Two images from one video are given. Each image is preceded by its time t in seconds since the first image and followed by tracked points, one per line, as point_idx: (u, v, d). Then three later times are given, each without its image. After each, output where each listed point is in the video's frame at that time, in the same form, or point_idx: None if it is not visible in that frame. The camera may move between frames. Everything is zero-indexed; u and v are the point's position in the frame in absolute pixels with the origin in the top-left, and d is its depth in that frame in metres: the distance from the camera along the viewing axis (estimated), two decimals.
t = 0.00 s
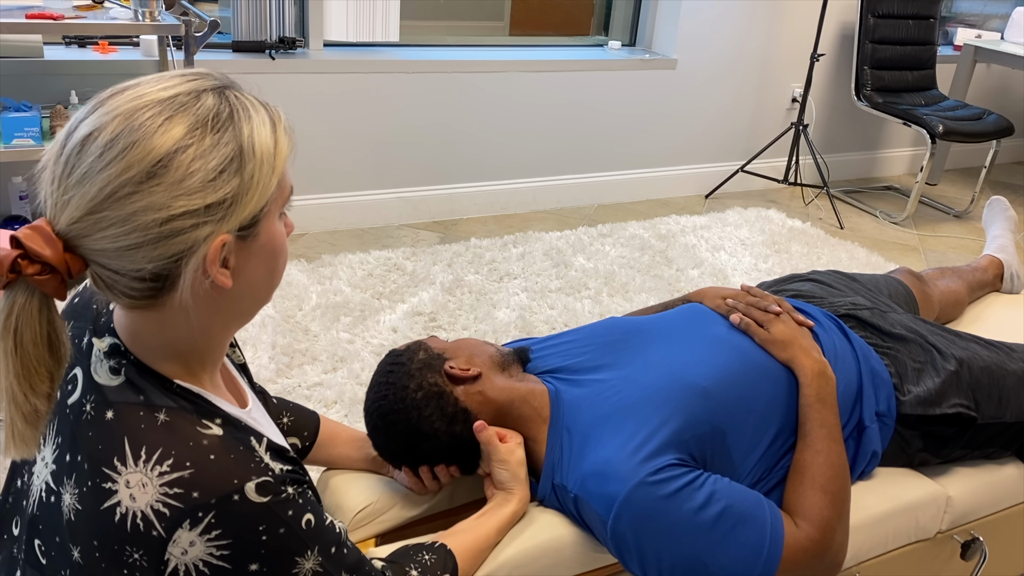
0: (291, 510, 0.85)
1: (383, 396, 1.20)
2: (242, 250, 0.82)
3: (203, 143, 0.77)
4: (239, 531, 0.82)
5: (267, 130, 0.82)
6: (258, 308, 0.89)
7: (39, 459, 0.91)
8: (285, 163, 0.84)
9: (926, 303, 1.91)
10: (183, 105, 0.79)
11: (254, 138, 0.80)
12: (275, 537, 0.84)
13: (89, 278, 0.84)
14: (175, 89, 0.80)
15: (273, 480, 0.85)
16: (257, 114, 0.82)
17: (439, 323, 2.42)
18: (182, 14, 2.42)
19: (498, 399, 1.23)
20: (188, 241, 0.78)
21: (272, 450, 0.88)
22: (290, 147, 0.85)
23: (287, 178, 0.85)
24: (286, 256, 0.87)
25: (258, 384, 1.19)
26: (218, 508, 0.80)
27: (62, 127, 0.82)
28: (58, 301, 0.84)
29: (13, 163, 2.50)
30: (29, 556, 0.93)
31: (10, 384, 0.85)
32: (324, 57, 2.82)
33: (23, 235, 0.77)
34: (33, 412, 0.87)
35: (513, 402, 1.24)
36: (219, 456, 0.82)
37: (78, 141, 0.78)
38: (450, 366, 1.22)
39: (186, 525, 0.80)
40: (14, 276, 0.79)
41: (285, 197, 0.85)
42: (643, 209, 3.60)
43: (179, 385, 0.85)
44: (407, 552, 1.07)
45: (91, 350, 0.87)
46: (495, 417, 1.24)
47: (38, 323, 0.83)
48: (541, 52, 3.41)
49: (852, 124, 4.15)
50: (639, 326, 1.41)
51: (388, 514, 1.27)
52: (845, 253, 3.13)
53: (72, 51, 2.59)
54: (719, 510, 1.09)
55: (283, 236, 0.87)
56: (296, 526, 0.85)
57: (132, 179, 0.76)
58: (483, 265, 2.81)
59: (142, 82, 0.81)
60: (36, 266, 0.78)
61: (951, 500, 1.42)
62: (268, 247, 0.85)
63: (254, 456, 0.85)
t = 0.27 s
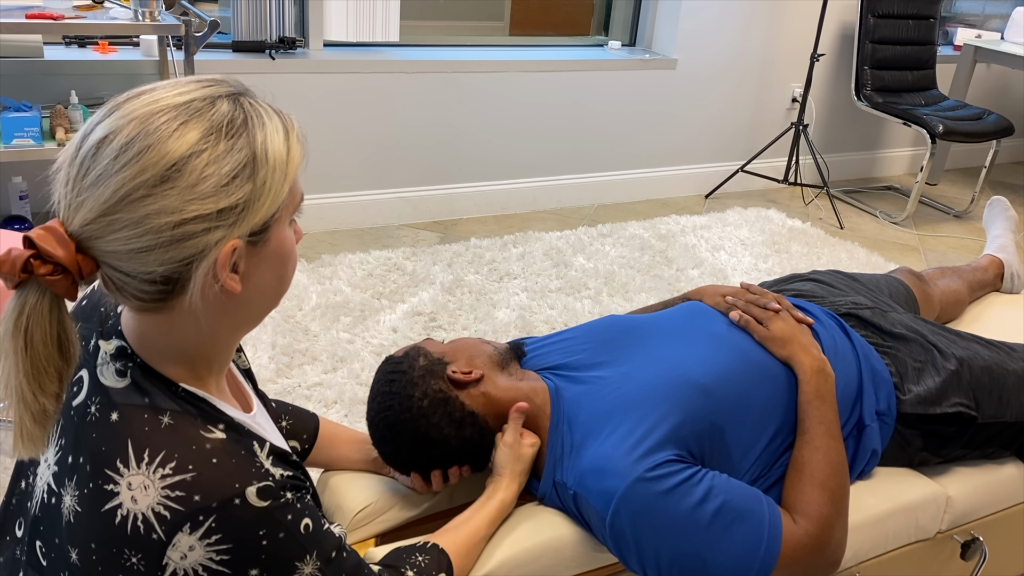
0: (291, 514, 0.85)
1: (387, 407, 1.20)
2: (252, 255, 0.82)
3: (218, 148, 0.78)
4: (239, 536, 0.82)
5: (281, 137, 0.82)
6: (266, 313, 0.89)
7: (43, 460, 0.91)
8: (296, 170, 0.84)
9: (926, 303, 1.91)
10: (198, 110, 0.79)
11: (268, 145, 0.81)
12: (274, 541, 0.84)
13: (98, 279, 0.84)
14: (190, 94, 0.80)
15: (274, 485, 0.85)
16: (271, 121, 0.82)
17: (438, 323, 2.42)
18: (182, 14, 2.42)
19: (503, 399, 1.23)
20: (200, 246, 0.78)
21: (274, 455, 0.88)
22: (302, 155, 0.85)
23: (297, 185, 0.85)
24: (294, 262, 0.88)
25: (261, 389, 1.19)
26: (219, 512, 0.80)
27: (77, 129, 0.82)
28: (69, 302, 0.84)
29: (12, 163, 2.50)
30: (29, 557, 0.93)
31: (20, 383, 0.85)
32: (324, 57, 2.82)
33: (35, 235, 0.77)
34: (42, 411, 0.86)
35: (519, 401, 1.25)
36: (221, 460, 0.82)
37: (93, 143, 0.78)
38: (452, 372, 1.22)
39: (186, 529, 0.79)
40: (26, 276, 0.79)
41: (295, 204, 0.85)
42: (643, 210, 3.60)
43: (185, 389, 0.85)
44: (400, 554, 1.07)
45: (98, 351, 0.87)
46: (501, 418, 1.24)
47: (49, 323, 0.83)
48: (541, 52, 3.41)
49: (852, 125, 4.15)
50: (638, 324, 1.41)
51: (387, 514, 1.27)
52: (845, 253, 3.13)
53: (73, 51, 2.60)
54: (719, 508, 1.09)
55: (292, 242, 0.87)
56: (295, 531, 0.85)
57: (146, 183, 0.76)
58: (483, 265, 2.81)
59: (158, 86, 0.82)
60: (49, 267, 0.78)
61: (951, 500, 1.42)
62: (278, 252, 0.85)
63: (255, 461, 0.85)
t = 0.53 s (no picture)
0: (290, 517, 0.85)
1: (393, 420, 1.19)
2: (253, 258, 0.83)
3: (219, 151, 0.78)
4: (239, 539, 0.82)
5: (282, 141, 0.82)
6: (268, 316, 0.89)
7: (43, 465, 0.91)
8: (298, 173, 0.84)
9: (926, 303, 1.91)
10: (199, 113, 0.79)
11: (269, 148, 0.81)
12: (275, 545, 0.84)
13: (101, 283, 0.84)
14: (191, 98, 0.80)
15: (273, 489, 0.85)
16: (272, 124, 0.82)
17: (439, 323, 2.42)
18: (182, 14, 2.42)
19: (507, 404, 1.24)
20: (202, 249, 0.78)
21: (274, 460, 0.88)
22: (304, 157, 0.85)
23: (299, 187, 0.86)
24: (296, 265, 0.88)
25: (260, 392, 1.19)
26: (219, 517, 0.80)
27: (78, 134, 0.82)
28: (71, 306, 0.84)
29: (12, 163, 2.50)
30: (26, 562, 0.93)
31: (22, 387, 0.85)
32: (324, 57, 2.82)
33: (38, 239, 0.77)
34: (44, 415, 0.87)
35: (524, 403, 1.25)
36: (221, 465, 0.82)
37: (94, 147, 0.78)
38: (456, 381, 1.22)
39: (186, 534, 0.79)
40: (28, 279, 0.80)
41: (297, 207, 0.86)
42: (643, 210, 3.60)
43: (186, 394, 0.85)
44: (399, 552, 1.07)
45: (99, 356, 0.87)
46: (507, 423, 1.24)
47: (50, 327, 0.83)
48: (541, 51, 3.41)
49: (852, 125, 4.15)
50: (638, 323, 1.41)
51: (387, 514, 1.27)
52: (845, 252, 3.13)
53: (72, 51, 2.60)
54: (720, 507, 1.09)
55: (293, 245, 0.87)
56: (296, 533, 0.85)
57: (148, 186, 0.76)
58: (483, 265, 2.81)
59: (159, 89, 0.82)
60: (51, 270, 0.79)
61: (951, 500, 1.42)
62: (279, 255, 0.85)
63: (254, 465, 0.85)
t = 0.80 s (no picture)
0: (290, 518, 0.85)
1: (395, 424, 1.19)
2: (256, 259, 0.83)
3: (223, 153, 0.78)
4: (239, 541, 0.82)
5: (286, 143, 0.82)
6: (269, 317, 0.89)
7: (44, 468, 0.91)
8: (301, 175, 0.84)
9: (926, 303, 1.91)
10: (204, 115, 0.79)
11: (274, 150, 0.81)
12: (275, 546, 0.84)
13: (103, 284, 0.84)
14: (196, 99, 0.80)
15: (273, 490, 0.85)
16: (276, 127, 0.82)
17: (439, 323, 2.42)
18: (182, 14, 2.42)
19: (509, 407, 1.24)
20: (205, 250, 0.78)
21: (273, 462, 0.88)
22: (307, 159, 0.85)
23: (302, 190, 0.86)
24: (298, 266, 0.88)
25: (259, 393, 1.19)
26: (220, 520, 0.80)
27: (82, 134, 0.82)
28: (74, 307, 0.84)
29: (12, 163, 2.50)
30: (25, 565, 0.93)
31: (25, 388, 0.85)
32: (324, 57, 2.82)
33: (41, 240, 0.77)
34: (47, 416, 0.86)
35: (527, 404, 1.25)
36: (221, 468, 0.82)
37: (98, 148, 0.78)
38: (458, 384, 1.21)
39: (185, 537, 0.79)
40: (32, 280, 0.80)
41: (300, 209, 0.86)
42: (643, 210, 3.60)
43: (187, 397, 0.85)
44: (400, 549, 1.07)
45: (99, 358, 0.87)
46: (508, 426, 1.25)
47: (53, 328, 0.83)
48: (541, 52, 3.41)
49: (852, 125, 4.15)
50: (638, 322, 1.41)
51: (387, 514, 1.27)
52: (845, 253, 3.13)
53: (73, 51, 2.60)
54: (721, 508, 1.09)
55: (295, 246, 0.87)
56: (296, 534, 0.85)
57: (152, 188, 0.76)
58: (483, 265, 2.81)
59: (164, 91, 0.82)
60: (54, 271, 0.79)
61: (951, 500, 1.42)
62: (281, 256, 0.85)
63: (253, 468, 0.85)
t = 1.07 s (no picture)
0: (290, 519, 0.85)
1: (397, 434, 1.19)
2: (257, 261, 0.83)
3: (225, 153, 0.78)
4: (238, 543, 0.82)
5: (287, 143, 0.82)
6: (268, 318, 0.89)
7: (42, 470, 0.90)
8: (302, 176, 0.85)
9: (926, 303, 1.91)
10: (205, 116, 0.79)
11: (275, 150, 0.81)
12: (275, 547, 0.84)
13: (102, 285, 0.84)
14: (197, 99, 0.80)
15: (272, 493, 0.85)
16: (278, 128, 0.82)
17: (439, 323, 2.42)
18: (182, 14, 2.43)
19: (511, 414, 1.23)
20: (205, 251, 0.78)
21: (271, 464, 0.88)
22: (308, 161, 0.85)
23: (303, 191, 0.86)
24: (297, 267, 0.88)
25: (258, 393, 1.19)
26: (219, 523, 0.81)
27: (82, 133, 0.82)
28: (72, 308, 0.84)
29: (12, 163, 2.50)
30: (24, 568, 0.93)
31: (22, 387, 0.85)
32: (324, 57, 2.82)
33: (41, 239, 0.77)
34: (43, 416, 0.86)
35: (529, 411, 1.25)
36: (220, 471, 0.82)
37: (99, 147, 0.78)
38: (460, 394, 1.21)
39: (184, 540, 0.79)
40: (30, 280, 0.80)
41: (300, 210, 0.86)
42: (643, 210, 3.60)
43: (184, 399, 0.85)
44: (400, 546, 1.07)
45: (97, 360, 0.87)
46: (510, 432, 1.25)
47: (51, 328, 0.83)
48: (541, 51, 3.41)
49: (852, 125, 4.15)
50: (638, 322, 1.41)
51: (387, 514, 1.27)
52: (845, 253, 3.13)
53: (73, 51, 2.60)
54: (723, 509, 1.09)
55: (295, 248, 0.87)
56: (296, 534, 0.86)
57: (153, 187, 0.76)
58: (483, 265, 2.81)
59: (165, 90, 0.82)
60: (53, 270, 0.79)
61: (951, 500, 1.42)
62: (282, 258, 0.85)
63: (251, 470, 0.85)
